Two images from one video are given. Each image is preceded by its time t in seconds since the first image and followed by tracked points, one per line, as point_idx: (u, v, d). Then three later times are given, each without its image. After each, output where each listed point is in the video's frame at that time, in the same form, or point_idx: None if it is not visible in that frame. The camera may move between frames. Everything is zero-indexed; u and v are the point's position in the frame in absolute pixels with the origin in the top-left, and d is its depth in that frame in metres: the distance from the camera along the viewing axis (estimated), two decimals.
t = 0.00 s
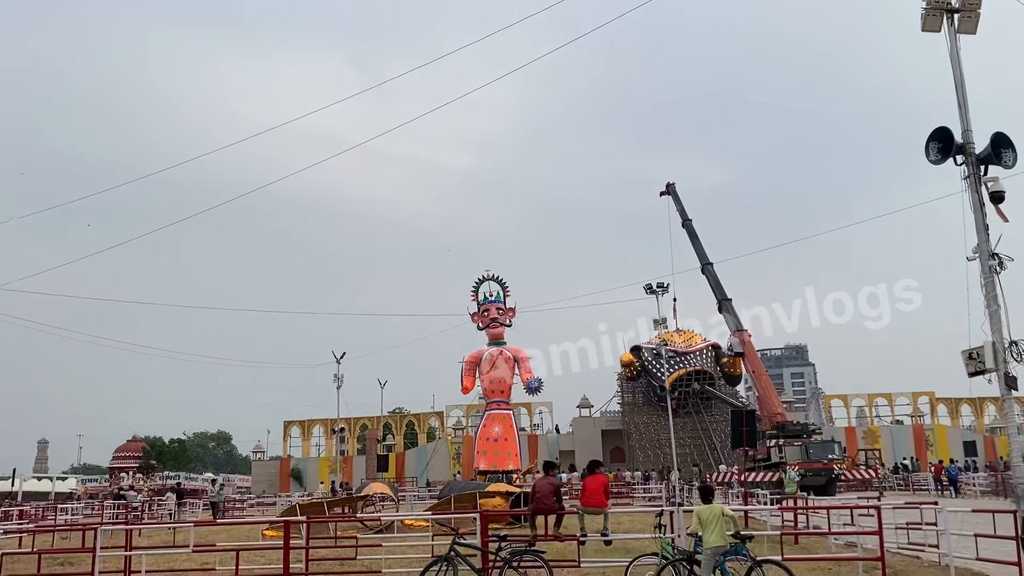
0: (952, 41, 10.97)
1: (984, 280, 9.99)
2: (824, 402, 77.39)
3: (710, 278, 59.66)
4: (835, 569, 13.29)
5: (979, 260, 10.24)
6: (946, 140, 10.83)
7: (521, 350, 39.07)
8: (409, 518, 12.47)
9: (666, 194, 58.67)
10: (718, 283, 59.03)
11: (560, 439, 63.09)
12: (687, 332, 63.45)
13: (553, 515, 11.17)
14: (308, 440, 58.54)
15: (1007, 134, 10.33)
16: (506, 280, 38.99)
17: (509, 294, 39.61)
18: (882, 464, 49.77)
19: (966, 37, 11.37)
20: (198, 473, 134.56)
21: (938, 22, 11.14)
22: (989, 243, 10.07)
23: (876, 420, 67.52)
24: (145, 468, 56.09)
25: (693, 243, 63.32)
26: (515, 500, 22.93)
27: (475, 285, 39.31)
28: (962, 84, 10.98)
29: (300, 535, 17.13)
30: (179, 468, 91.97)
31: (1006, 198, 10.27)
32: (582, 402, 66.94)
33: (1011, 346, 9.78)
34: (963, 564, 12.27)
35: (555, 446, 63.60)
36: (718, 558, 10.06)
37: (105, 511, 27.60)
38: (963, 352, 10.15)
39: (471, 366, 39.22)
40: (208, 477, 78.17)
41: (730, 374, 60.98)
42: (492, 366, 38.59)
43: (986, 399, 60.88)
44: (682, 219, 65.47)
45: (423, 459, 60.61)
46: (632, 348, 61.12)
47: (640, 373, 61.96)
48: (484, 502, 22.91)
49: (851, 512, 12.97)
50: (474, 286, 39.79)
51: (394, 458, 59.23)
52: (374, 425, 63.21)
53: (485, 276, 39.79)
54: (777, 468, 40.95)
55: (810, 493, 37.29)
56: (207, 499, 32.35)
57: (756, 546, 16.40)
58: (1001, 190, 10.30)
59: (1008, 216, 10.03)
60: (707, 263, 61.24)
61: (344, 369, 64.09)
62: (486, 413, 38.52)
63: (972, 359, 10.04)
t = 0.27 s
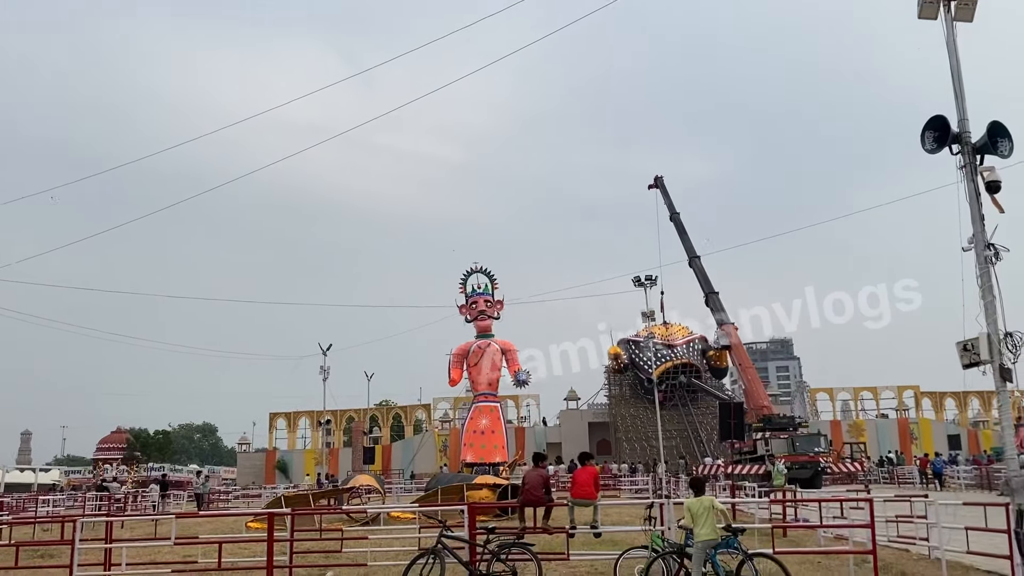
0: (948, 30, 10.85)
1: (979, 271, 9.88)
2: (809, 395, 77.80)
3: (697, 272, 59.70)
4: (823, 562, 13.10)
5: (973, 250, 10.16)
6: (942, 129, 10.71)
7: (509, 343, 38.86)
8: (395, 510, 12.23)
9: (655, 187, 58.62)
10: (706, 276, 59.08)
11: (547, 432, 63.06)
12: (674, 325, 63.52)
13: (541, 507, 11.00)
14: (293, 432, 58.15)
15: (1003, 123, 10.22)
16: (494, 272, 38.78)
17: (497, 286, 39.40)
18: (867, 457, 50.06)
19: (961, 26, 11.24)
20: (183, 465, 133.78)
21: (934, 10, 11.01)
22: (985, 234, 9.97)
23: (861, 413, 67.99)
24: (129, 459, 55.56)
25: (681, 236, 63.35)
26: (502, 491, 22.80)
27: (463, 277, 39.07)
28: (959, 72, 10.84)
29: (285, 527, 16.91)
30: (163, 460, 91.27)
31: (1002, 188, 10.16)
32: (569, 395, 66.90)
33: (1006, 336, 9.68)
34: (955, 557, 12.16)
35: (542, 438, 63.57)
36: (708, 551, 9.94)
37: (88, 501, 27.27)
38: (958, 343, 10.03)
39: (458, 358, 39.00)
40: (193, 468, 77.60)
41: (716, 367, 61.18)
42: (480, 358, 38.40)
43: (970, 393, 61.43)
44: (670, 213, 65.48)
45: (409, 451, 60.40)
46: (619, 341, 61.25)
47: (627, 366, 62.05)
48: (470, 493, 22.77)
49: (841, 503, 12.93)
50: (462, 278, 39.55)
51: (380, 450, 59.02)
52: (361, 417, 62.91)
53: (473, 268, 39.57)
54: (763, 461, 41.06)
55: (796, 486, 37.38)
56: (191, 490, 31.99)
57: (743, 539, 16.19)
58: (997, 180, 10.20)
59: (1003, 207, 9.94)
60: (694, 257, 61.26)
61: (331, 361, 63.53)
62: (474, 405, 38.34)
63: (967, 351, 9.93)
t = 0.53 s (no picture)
0: (942, 12, 10.67)
1: (970, 258, 9.75)
2: (791, 386, 78.33)
3: (682, 262, 59.72)
4: (808, 551, 12.99)
5: (963, 237, 10.05)
6: (934, 114, 10.56)
7: (493, 332, 38.61)
8: (376, 498, 11.97)
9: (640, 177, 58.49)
10: (690, 266, 59.13)
11: (530, 421, 63.04)
12: (657, 315, 63.62)
13: (525, 496, 10.80)
14: (275, 420, 57.69)
15: (996, 109, 10.08)
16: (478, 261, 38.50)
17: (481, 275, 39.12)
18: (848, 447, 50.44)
19: (955, 8, 11.07)
20: (164, 453, 132.72)
21: None
22: (977, 221, 9.84)
23: (842, 403, 68.56)
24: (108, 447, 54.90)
25: (665, 226, 63.33)
26: (485, 480, 22.65)
27: (447, 266, 38.75)
28: (952, 57, 10.67)
29: (265, 515, 16.62)
30: (144, 448, 90.38)
31: (994, 175, 10.05)
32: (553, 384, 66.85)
33: (996, 324, 9.57)
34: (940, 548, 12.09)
35: (525, 428, 63.56)
36: (694, 540, 9.80)
37: (65, 489, 26.82)
38: (948, 332, 9.93)
39: (441, 346, 38.73)
40: (174, 456, 76.88)
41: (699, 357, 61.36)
42: (463, 347, 38.14)
43: (950, 384, 62.12)
44: (655, 203, 65.40)
45: (392, 440, 60.16)
46: (603, 331, 61.30)
47: (611, 355, 62.12)
48: (454, 482, 22.60)
49: (826, 492, 12.90)
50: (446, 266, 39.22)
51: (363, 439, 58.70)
52: (344, 405, 62.55)
53: (457, 256, 39.25)
54: (745, 450, 41.19)
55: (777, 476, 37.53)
56: (170, 479, 31.57)
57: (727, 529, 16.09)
58: (990, 167, 10.08)
59: (995, 194, 9.82)
60: (679, 247, 61.28)
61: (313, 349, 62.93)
62: (457, 394, 38.13)
63: (957, 339, 9.83)
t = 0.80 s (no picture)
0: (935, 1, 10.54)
1: (962, 251, 9.66)
2: (772, 378, 78.87)
3: (665, 255, 59.76)
4: (793, 545, 12.91)
5: (953, 229, 10.00)
6: (927, 105, 10.44)
7: (476, 323, 38.33)
8: (358, 490, 11.71)
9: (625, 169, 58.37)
10: (673, 259, 59.18)
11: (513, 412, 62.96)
12: (640, 307, 63.70)
13: (509, 490, 10.60)
14: (256, 410, 57.14)
15: (989, 100, 9.98)
16: (462, 252, 38.21)
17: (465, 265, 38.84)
18: (828, 440, 50.84)
19: None
20: (143, 443, 131.40)
21: None
22: (969, 213, 9.75)
23: (822, 396, 69.16)
24: (85, 437, 54.14)
25: (649, 218, 63.32)
26: (468, 472, 22.48)
27: (430, 256, 38.41)
28: (945, 48, 10.55)
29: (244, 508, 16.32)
30: (122, 437, 89.38)
31: (987, 167, 9.95)
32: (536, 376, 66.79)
33: (987, 318, 9.49)
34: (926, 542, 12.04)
35: (507, 419, 63.48)
36: (680, 536, 9.67)
37: (41, 480, 26.31)
38: (938, 325, 9.86)
39: (424, 337, 38.44)
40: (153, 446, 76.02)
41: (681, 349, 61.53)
42: (446, 339, 37.89)
43: (929, 377, 62.81)
44: (639, 195, 65.36)
45: (374, 430, 59.84)
46: (586, 322, 61.33)
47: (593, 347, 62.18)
48: (436, 474, 22.41)
49: (811, 486, 12.85)
50: (429, 257, 38.89)
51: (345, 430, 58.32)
52: (325, 395, 62.10)
53: (441, 247, 38.94)
54: (727, 442, 41.33)
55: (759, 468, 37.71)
56: (148, 470, 31.08)
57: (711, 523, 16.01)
58: (982, 159, 9.98)
59: (987, 187, 9.73)
60: (662, 239, 61.27)
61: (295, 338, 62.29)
62: (440, 385, 37.90)
63: (948, 333, 9.76)
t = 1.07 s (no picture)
0: None
1: (956, 241, 9.60)
2: (755, 370, 79.35)
3: (651, 246, 59.76)
4: (780, 537, 12.87)
5: (948, 220, 9.95)
6: (922, 94, 10.34)
7: (462, 313, 38.13)
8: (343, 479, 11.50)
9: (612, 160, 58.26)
10: (659, 250, 59.19)
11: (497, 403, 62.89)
12: (625, 299, 63.76)
13: (497, 480, 10.44)
14: (240, 399, 56.68)
15: (985, 89, 9.90)
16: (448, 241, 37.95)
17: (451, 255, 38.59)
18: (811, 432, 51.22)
19: None
20: (125, 431, 130.20)
21: None
22: (963, 203, 9.67)
23: (805, 388, 69.73)
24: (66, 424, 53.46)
25: (636, 209, 63.29)
26: (454, 462, 22.35)
27: (416, 245, 38.11)
28: (941, 37, 10.45)
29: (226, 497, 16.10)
30: (104, 425, 88.48)
31: (982, 157, 9.89)
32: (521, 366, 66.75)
33: (980, 310, 9.44)
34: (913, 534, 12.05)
35: (492, 410, 63.41)
36: (670, 527, 9.55)
37: (19, 468, 25.88)
38: (932, 317, 9.80)
39: (409, 327, 38.19)
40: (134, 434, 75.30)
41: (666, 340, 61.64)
42: (431, 329, 37.65)
43: (911, 369, 63.47)
44: (626, 186, 65.28)
45: (359, 420, 59.57)
46: (572, 313, 61.38)
47: (579, 338, 62.20)
48: (421, 464, 22.27)
49: (799, 477, 12.79)
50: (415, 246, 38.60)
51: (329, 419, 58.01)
52: (309, 385, 61.71)
53: (427, 236, 38.65)
54: (711, 433, 41.46)
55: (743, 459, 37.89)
56: (130, 458, 30.67)
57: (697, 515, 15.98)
58: (977, 149, 9.91)
59: (982, 177, 9.66)
60: (649, 231, 61.26)
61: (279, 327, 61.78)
62: (424, 375, 37.69)
63: (941, 325, 9.70)
